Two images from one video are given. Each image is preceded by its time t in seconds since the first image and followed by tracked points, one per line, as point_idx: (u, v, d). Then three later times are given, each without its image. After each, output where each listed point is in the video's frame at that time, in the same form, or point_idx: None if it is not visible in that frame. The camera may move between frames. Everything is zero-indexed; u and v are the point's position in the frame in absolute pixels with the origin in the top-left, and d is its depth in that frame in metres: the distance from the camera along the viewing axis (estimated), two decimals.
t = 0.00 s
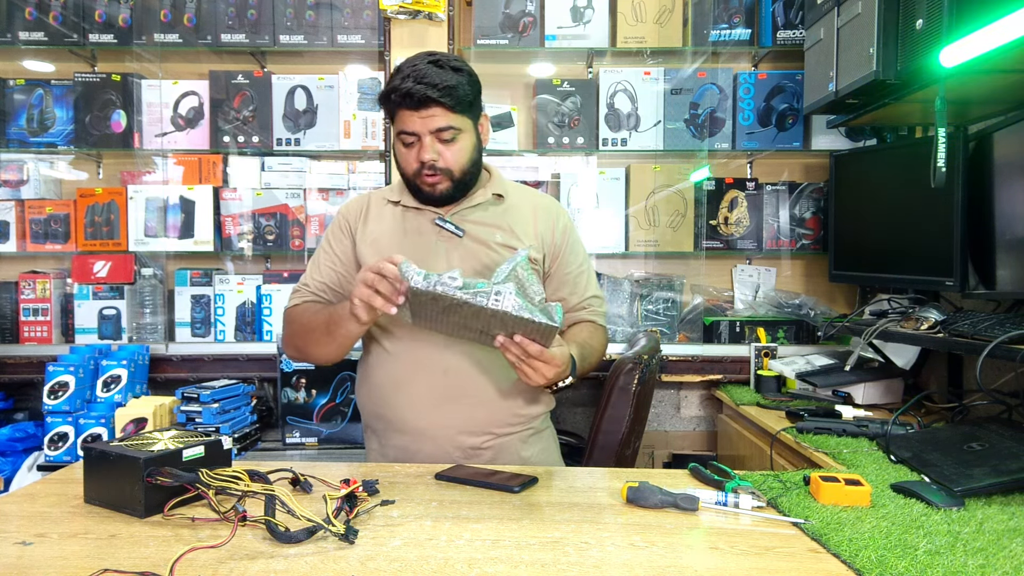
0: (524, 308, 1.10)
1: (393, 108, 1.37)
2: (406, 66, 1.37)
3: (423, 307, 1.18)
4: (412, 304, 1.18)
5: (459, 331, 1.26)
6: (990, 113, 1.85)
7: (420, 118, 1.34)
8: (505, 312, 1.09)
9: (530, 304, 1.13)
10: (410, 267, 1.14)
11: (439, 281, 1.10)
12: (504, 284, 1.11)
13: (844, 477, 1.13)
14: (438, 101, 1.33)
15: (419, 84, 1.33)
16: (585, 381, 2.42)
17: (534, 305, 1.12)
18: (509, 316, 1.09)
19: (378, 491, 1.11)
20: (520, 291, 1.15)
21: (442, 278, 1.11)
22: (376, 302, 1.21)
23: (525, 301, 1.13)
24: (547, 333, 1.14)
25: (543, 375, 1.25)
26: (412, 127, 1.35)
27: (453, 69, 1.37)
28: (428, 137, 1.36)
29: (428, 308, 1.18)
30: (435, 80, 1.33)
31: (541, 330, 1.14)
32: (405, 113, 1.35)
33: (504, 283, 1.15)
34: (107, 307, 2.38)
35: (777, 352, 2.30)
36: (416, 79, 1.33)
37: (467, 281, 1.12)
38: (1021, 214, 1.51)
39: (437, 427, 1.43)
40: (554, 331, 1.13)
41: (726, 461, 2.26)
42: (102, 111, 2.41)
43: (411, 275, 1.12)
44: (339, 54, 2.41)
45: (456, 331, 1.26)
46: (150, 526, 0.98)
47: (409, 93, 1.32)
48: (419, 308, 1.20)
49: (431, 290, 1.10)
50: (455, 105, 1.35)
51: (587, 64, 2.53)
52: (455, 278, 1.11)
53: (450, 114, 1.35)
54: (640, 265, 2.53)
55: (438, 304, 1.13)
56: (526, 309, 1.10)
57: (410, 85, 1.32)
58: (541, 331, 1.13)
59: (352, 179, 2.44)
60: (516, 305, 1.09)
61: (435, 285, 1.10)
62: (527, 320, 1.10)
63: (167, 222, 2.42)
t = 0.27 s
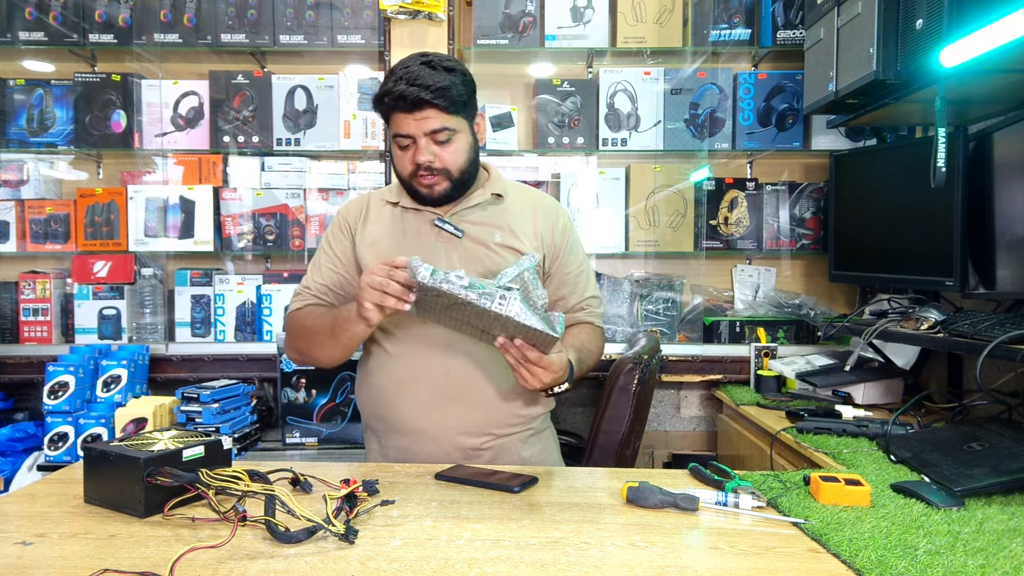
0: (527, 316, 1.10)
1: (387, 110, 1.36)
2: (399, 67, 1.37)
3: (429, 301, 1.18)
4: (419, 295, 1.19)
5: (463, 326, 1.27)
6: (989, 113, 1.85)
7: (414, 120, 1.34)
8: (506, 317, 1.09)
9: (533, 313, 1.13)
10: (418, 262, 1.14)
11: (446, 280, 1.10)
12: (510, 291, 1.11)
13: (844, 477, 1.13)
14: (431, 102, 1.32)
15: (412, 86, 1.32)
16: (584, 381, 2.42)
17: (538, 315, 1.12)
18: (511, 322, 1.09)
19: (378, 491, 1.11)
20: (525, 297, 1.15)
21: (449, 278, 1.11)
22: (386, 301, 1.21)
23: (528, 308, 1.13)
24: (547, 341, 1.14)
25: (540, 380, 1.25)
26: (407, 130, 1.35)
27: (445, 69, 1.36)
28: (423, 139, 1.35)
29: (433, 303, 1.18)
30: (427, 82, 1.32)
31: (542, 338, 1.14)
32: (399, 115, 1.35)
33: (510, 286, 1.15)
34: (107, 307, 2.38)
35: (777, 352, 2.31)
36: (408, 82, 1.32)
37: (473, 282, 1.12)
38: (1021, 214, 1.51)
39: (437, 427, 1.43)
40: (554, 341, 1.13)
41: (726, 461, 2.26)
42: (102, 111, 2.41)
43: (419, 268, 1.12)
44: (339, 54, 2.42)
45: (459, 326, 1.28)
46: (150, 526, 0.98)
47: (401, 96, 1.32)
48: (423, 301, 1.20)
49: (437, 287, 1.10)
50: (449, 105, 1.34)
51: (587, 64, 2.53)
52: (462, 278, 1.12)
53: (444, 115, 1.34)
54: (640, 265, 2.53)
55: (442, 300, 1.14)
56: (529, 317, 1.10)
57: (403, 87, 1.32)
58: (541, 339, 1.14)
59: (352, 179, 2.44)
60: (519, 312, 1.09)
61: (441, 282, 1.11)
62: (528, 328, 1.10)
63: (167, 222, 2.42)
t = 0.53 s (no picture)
0: (526, 303, 1.13)
1: (388, 110, 1.37)
2: (399, 67, 1.37)
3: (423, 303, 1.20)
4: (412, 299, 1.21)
5: (456, 327, 1.29)
6: (989, 113, 1.85)
7: (415, 119, 1.34)
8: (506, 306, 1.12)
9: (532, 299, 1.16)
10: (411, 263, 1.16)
11: (441, 276, 1.13)
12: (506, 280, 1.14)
13: (844, 477, 1.13)
14: (432, 101, 1.33)
15: (413, 85, 1.33)
16: (584, 381, 2.42)
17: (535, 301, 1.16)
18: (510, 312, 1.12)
19: (378, 491, 1.11)
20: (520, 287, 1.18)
21: (445, 274, 1.14)
22: (376, 310, 1.20)
23: (525, 296, 1.16)
24: (547, 327, 1.17)
25: (544, 373, 1.26)
26: (407, 129, 1.35)
27: (445, 68, 1.37)
28: (424, 138, 1.36)
29: (428, 304, 1.20)
30: (427, 80, 1.32)
31: (542, 324, 1.17)
32: (400, 114, 1.35)
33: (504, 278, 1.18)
34: (107, 307, 2.38)
35: (777, 352, 2.31)
36: (408, 80, 1.32)
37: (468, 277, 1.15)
38: (1021, 214, 1.51)
39: (437, 428, 1.43)
40: (555, 325, 1.16)
41: (726, 461, 2.26)
42: (102, 111, 2.41)
43: (412, 270, 1.14)
44: (339, 54, 2.42)
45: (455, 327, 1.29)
46: (151, 526, 0.98)
47: (402, 95, 1.33)
48: (418, 305, 1.22)
49: (434, 285, 1.12)
50: (449, 104, 1.34)
51: (587, 64, 2.53)
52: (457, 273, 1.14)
53: (443, 114, 1.34)
54: (640, 265, 2.53)
55: (438, 299, 1.16)
56: (528, 305, 1.13)
57: (404, 86, 1.32)
58: (542, 325, 1.16)
59: (352, 179, 2.45)
60: (518, 300, 1.13)
61: (437, 281, 1.13)
62: (528, 315, 1.13)
63: (167, 222, 2.42)
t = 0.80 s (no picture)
0: (516, 285, 1.15)
1: (396, 107, 1.36)
2: (408, 64, 1.37)
3: (419, 313, 1.21)
4: (406, 310, 1.22)
5: (454, 337, 1.30)
6: (990, 113, 1.85)
7: (423, 118, 1.34)
8: (499, 293, 1.13)
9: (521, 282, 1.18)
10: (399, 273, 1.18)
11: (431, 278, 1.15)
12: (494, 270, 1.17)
13: (844, 477, 1.13)
14: (441, 100, 1.33)
15: (423, 83, 1.33)
16: (584, 381, 2.42)
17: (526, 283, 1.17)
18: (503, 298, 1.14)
19: (378, 491, 1.11)
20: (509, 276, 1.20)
21: (433, 275, 1.16)
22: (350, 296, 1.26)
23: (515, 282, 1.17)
24: (541, 307, 1.17)
25: (549, 361, 1.27)
26: (415, 127, 1.35)
27: (454, 67, 1.37)
28: (432, 137, 1.36)
29: (423, 312, 1.21)
30: (438, 80, 1.33)
31: (536, 307, 1.17)
32: (408, 112, 1.35)
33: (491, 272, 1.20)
34: (107, 307, 2.38)
35: (777, 351, 2.30)
36: (419, 79, 1.33)
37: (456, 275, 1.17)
38: (1021, 214, 1.51)
39: (437, 428, 1.43)
40: (549, 304, 1.16)
41: (726, 461, 2.26)
42: (102, 111, 2.41)
43: (401, 280, 1.15)
44: (339, 54, 2.41)
45: (453, 339, 1.30)
46: (150, 526, 0.98)
47: (412, 93, 1.33)
48: (413, 317, 1.23)
49: (425, 288, 1.13)
50: (459, 104, 1.35)
51: (587, 63, 2.53)
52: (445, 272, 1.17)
53: (452, 113, 1.35)
54: (640, 265, 2.53)
55: (432, 302, 1.17)
56: (518, 287, 1.15)
57: (414, 84, 1.33)
58: (536, 307, 1.17)
59: (352, 179, 2.45)
60: (508, 284, 1.14)
61: (427, 284, 1.14)
62: (521, 298, 1.15)
63: (167, 222, 2.42)
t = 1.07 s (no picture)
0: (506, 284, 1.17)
1: (404, 105, 1.36)
2: (417, 62, 1.37)
3: (414, 324, 1.22)
4: (400, 322, 1.22)
5: (450, 347, 1.30)
6: (989, 113, 1.85)
7: (431, 117, 1.34)
8: (490, 293, 1.15)
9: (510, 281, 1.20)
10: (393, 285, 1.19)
11: (423, 287, 1.16)
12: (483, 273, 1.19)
13: (844, 477, 1.13)
14: (451, 100, 1.34)
15: (432, 82, 1.33)
16: (585, 381, 2.42)
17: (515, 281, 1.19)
18: (495, 298, 1.15)
19: (378, 491, 1.11)
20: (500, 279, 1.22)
21: (424, 284, 1.17)
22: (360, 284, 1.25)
23: (506, 282, 1.19)
24: (534, 303, 1.19)
25: (547, 360, 1.27)
26: (422, 126, 1.35)
27: (464, 68, 1.38)
28: (439, 136, 1.36)
29: (417, 323, 1.22)
30: (447, 79, 1.33)
31: (529, 304, 1.19)
32: (416, 110, 1.35)
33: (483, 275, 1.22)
34: (107, 306, 2.38)
35: (777, 351, 2.30)
36: (429, 77, 1.32)
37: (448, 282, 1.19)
38: (1021, 214, 1.51)
39: (437, 428, 1.43)
40: (541, 299, 1.18)
41: (726, 461, 2.26)
42: (102, 111, 2.41)
43: (395, 292, 1.17)
44: (339, 54, 2.41)
45: (450, 349, 1.30)
46: (151, 526, 0.98)
47: (421, 91, 1.33)
48: (409, 330, 1.24)
49: (418, 297, 1.15)
50: (467, 104, 1.35)
51: (587, 64, 2.53)
52: (436, 279, 1.18)
53: (460, 113, 1.35)
54: (640, 265, 2.53)
55: (425, 311, 1.18)
56: (508, 286, 1.17)
57: (423, 83, 1.32)
58: (529, 304, 1.18)
59: (352, 179, 2.45)
60: (498, 284, 1.16)
61: (420, 293, 1.15)
62: (512, 296, 1.16)
63: (168, 222, 2.42)
